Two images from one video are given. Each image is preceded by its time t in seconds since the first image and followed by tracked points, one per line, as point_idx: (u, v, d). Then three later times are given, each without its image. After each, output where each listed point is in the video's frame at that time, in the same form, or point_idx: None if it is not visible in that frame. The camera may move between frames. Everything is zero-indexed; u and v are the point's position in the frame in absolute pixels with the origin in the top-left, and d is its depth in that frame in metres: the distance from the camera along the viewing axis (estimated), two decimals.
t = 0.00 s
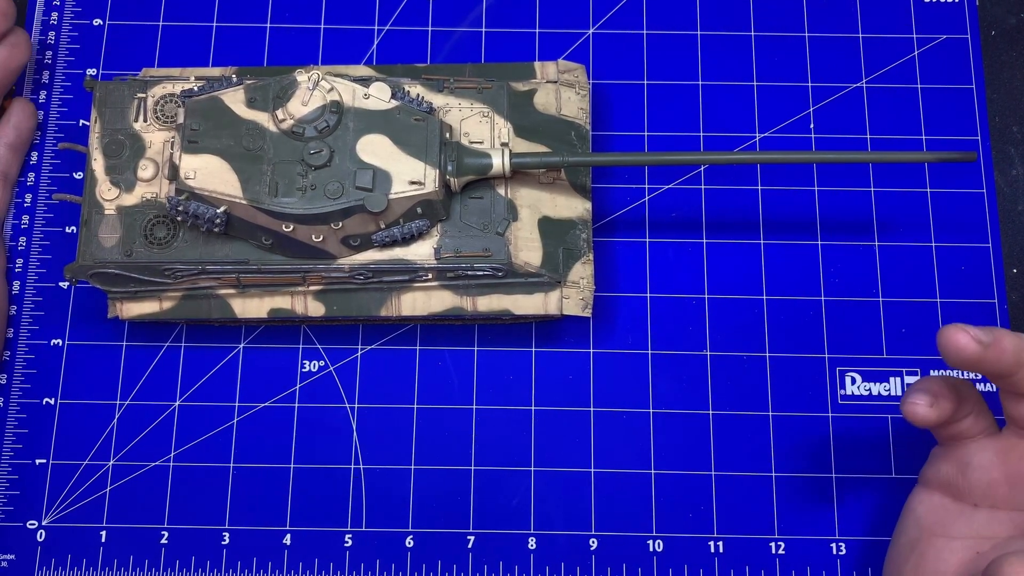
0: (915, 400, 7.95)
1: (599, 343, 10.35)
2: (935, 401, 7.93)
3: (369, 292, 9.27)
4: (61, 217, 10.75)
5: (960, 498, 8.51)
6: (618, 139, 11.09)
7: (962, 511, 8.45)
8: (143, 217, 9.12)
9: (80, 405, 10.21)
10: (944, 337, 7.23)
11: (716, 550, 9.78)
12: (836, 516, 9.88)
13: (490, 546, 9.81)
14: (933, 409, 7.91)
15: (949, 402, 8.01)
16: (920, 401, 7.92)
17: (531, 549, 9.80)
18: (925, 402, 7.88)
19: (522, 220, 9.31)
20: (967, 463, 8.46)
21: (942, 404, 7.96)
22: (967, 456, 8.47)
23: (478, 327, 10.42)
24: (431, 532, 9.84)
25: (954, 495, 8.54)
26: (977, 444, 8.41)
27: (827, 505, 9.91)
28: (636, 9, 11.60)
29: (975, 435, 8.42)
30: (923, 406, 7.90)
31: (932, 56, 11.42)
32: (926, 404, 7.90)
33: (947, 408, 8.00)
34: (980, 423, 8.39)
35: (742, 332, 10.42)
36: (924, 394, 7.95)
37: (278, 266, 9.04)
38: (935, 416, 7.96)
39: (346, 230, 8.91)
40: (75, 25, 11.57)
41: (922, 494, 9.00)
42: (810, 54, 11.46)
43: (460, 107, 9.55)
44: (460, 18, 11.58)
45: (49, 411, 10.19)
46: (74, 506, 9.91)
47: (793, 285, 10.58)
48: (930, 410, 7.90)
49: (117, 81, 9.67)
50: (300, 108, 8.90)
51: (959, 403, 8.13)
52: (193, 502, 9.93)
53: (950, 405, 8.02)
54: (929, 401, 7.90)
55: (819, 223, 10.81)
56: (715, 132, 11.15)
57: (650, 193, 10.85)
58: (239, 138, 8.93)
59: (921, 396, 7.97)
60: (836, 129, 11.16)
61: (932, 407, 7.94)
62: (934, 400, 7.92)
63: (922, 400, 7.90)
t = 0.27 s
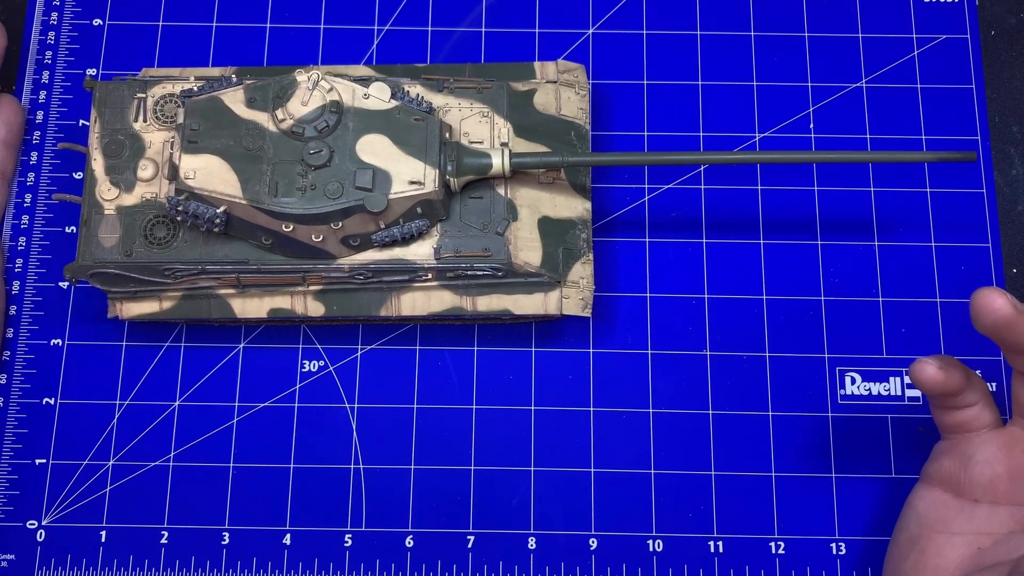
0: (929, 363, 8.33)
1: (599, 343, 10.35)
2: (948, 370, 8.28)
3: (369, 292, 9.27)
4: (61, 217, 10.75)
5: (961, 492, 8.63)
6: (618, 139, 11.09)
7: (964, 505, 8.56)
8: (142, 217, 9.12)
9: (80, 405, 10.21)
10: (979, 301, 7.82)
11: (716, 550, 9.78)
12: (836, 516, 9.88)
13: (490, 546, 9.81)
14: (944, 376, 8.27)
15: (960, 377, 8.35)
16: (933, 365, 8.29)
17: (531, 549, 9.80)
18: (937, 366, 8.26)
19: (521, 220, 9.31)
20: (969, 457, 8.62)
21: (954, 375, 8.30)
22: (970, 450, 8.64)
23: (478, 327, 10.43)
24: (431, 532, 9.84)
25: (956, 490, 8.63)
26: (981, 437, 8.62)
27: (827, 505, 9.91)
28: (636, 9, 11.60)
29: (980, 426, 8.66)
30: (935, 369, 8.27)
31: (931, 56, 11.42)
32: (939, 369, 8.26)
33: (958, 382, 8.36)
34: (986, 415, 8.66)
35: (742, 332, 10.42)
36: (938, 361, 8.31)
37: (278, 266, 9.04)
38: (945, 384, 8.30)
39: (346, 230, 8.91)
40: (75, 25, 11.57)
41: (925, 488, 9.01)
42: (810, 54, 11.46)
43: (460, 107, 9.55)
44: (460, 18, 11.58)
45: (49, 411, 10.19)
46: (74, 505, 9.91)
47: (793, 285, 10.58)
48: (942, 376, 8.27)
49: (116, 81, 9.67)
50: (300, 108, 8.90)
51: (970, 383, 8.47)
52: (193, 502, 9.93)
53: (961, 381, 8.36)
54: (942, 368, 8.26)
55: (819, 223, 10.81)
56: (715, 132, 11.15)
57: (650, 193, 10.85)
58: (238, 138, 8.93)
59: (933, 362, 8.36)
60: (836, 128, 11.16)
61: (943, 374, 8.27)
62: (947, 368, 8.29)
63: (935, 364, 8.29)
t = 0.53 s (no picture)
0: (941, 372, 8.13)
1: (599, 343, 10.35)
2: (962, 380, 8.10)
3: (369, 292, 9.27)
4: (61, 217, 10.75)
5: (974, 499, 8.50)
6: (618, 139, 11.09)
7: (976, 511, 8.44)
8: (142, 217, 9.12)
9: (80, 405, 10.21)
10: (991, 311, 7.52)
11: (716, 549, 9.78)
12: (836, 516, 9.88)
13: (490, 546, 9.81)
14: (956, 387, 8.09)
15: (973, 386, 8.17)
16: (945, 374, 8.09)
17: (531, 549, 9.80)
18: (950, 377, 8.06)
19: (521, 220, 9.31)
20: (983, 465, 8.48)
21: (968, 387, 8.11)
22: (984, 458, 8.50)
23: (478, 327, 10.43)
24: (431, 532, 9.84)
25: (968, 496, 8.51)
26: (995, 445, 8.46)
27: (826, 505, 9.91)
28: (636, 9, 11.60)
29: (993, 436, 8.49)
30: (947, 379, 8.08)
31: (931, 56, 11.42)
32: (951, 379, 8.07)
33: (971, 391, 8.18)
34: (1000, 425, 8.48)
35: (742, 332, 10.42)
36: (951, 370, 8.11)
37: (278, 266, 9.04)
38: (958, 394, 8.12)
39: (346, 231, 8.91)
40: (75, 24, 11.57)
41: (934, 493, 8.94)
42: (810, 54, 11.46)
43: (460, 107, 9.55)
44: (460, 18, 11.58)
45: (49, 411, 10.19)
46: (74, 505, 9.91)
47: (793, 285, 10.59)
48: (954, 387, 8.10)
49: (116, 81, 9.67)
50: (300, 108, 8.90)
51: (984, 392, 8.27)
52: (193, 502, 9.93)
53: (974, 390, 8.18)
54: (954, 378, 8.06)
55: (819, 223, 10.81)
56: (715, 132, 11.15)
57: (650, 193, 10.86)
58: (238, 138, 8.93)
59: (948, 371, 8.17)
60: (836, 128, 11.16)
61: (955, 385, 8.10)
62: (959, 377, 8.10)
63: (947, 375, 8.08)
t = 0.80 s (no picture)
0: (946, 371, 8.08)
1: (599, 343, 10.36)
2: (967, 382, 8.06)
3: (369, 292, 9.27)
4: (61, 217, 10.75)
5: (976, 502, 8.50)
6: (618, 139, 11.09)
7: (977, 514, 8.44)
8: (142, 217, 9.12)
9: (80, 405, 10.21)
10: (998, 311, 7.47)
11: (716, 549, 9.78)
12: (836, 516, 9.88)
13: (489, 546, 9.81)
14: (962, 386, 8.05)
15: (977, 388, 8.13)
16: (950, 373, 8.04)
17: (531, 549, 9.80)
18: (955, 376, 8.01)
19: (521, 220, 9.31)
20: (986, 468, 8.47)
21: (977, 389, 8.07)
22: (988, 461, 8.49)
23: (479, 327, 10.43)
24: (431, 532, 9.84)
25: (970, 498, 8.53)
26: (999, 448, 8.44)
27: (826, 505, 9.91)
28: (636, 9, 11.60)
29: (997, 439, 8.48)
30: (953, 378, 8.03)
31: (931, 56, 11.42)
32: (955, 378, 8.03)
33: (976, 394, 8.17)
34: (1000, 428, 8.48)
35: (742, 332, 10.43)
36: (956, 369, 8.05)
37: (278, 266, 9.04)
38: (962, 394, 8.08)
39: (346, 231, 8.91)
40: (75, 24, 11.57)
41: (938, 492, 8.93)
42: (810, 54, 11.46)
43: (460, 107, 9.55)
44: (460, 18, 11.58)
45: (49, 411, 10.19)
46: (74, 505, 9.91)
47: (793, 285, 10.59)
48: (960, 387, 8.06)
49: (116, 81, 9.67)
50: (300, 108, 8.90)
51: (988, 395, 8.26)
52: (193, 502, 9.93)
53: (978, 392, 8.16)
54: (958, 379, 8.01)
55: (819, 223, 10.82)
56: (715, 132, 11.15)
57: (650, 193, 10.86)
58: (238, 138, 8.93)
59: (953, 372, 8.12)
60: (836, 128, 11.16)
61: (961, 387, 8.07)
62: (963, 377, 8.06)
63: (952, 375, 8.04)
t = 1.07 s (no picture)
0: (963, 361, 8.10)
1: (599, 343, 10.36)
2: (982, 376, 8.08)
3: (369, 292, 9.26)
4: (61, 217, 10.75)
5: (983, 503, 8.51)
6: (618, 139, 11.09)
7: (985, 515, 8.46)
8: (142, 217, 9.12)
9: (80, 405, 10.21)
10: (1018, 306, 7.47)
11: (716, 550, 9.78)
12: (836, 516, 9.88)
13: (489, 546, 9.81)
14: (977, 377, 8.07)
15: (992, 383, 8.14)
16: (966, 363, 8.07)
17: (531, 549, 9.80)
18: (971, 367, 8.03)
19: (521, 220, 9.31)
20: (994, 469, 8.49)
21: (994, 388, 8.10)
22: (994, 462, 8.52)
23: (479, 327, 10.43)
24: (431, 532, 9.84)
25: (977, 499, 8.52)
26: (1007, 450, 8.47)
27: (826, 506, 9.91)
28: (636, 9, 11.60)
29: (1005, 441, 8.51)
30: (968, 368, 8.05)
31: (931, 56, 11.43)
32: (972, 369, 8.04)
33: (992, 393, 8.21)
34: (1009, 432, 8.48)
35: (742, 332, 10.43)
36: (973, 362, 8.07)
37: (278, 267, 9.04)
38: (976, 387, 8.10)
39: (346, 231, 8.91)
40: (75, 24, 11.57)
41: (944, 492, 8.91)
42: (810, 55, 11.46)
43: (460, 107, 9.55)
44: (460, 18, 11.58)
45: (49, 411, 10.19)
46: (74, 505, 9.91)
47: (793, 285, 10.59)
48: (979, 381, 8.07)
49: (116, 81, 9.67)
50: (300, 108, 8.90)
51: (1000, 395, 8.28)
52: (193, 502, 9.93)
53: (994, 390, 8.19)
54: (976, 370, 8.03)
55: (819, 223, 10.82)
56: (715, 132, 11.15)
57: (650, 193, 10.86)
58: (238, 138, 8.93)
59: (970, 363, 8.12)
60: (836, 128, 11.16)
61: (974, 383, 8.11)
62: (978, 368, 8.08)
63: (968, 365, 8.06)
